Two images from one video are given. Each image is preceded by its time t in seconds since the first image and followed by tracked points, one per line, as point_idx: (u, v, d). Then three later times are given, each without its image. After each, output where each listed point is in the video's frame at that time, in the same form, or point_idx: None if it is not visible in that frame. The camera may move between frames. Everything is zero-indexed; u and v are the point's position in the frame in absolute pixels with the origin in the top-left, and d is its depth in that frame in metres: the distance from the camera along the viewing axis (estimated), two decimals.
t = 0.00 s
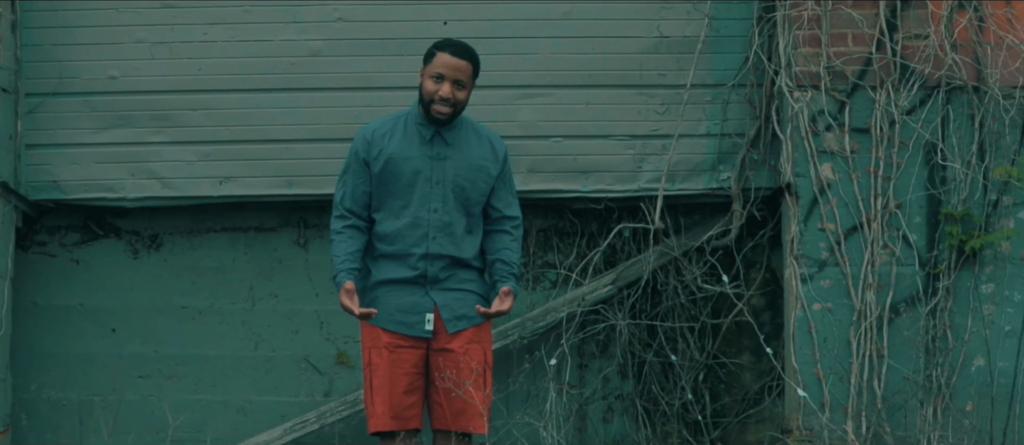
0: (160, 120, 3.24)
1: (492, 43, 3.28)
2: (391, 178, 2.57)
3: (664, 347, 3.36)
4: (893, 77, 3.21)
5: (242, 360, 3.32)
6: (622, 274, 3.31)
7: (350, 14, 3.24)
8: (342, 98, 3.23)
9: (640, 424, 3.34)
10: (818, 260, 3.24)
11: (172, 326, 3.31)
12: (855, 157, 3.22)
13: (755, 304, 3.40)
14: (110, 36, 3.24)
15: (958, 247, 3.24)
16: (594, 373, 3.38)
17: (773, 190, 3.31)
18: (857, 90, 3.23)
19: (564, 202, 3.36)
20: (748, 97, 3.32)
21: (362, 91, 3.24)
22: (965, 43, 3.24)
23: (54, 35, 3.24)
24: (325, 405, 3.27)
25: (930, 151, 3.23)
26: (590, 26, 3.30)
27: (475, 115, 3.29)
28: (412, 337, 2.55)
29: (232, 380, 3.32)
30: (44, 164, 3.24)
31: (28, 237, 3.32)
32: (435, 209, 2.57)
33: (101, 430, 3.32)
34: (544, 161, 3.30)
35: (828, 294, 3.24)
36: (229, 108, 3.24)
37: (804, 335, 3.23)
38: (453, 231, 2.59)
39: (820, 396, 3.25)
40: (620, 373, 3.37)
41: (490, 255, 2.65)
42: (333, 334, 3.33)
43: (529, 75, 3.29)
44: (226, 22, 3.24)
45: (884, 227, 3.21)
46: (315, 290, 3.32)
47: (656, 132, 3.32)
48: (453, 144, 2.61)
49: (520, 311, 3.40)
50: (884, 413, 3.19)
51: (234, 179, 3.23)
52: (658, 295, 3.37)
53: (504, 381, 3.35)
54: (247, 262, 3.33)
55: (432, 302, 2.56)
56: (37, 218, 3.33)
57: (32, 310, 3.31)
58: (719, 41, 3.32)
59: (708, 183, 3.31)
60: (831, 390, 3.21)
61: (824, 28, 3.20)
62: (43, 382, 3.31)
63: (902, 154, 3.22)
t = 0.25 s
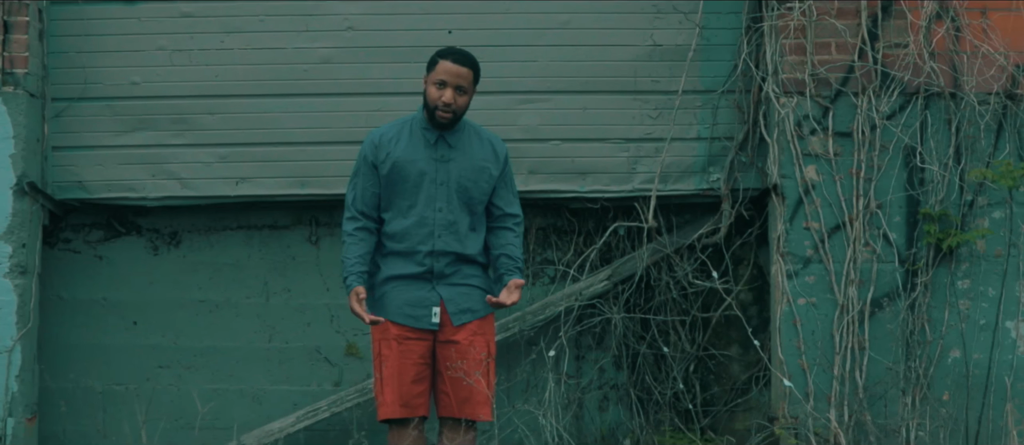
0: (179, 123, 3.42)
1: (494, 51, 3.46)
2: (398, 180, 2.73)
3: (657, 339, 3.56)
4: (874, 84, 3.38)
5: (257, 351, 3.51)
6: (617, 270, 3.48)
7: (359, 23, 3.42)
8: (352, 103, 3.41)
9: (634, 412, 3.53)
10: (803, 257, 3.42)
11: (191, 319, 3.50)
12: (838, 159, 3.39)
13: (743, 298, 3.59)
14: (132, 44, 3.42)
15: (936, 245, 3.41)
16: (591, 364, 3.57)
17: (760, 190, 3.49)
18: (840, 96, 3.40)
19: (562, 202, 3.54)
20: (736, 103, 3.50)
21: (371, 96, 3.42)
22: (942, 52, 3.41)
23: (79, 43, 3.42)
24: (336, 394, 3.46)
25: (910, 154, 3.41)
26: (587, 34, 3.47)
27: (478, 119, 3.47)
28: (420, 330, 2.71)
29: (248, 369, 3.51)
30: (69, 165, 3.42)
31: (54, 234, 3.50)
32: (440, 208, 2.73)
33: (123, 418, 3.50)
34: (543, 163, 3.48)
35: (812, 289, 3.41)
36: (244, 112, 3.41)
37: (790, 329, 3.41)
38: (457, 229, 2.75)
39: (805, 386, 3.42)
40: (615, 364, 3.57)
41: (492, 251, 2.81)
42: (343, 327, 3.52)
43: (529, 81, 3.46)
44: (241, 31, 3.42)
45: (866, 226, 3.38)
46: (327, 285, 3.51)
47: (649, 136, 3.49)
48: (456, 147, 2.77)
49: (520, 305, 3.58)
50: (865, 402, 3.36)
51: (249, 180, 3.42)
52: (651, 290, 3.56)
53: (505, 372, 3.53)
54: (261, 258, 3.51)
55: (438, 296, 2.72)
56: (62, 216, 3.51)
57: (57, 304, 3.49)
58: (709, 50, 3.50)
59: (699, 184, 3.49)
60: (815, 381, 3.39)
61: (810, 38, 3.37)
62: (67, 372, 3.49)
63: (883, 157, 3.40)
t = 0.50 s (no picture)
0: (198, 126, 3.61)
1: (496, 58, 3.65)
2: (405, 181, 2.90)
3: (649, 331, 3.76)
4: (855, 90, 3.58)
5: (271, 341, 3.71)
6: (612, 265, 3.70)
7: (368, 31, 3.61)
8: (361, 107, 3.61)
9: (628, 400, 3.74)
10: (788, 253, 3.60)
11: (208, 311, 3.70)
12: (822, 161, 3.58)
13: (732, 292, 3.79)
14: (153, 50, 3.61)
15: (914, 242, 3.60)
16: (587, 354, 3.78)
17: (747, 190, 3.69)
18: (823, 101, 3.60)
19: (560, 200, 3.73)
20: (725, 107, 3.69)
21: (379, 100, 3.61)
22: (920, 60, 3.61)
23: (104, 49, 3.61)
24: (346, 382, 3.66)
25: (889, 156, 3.61)
26: (584, 42, 3.67)
27: (480, 122, 3.66)
28: (427, 322, 2.88)
29: (262, 359, 3.71)
30: (94, 165, 3.62)
31: (79, 230, 3.70)
32: (445, 207, 2.91)
33: (144, 404, 3.70)
34: (542, 164, 3.67)
35: (796, 283, 3.60)
36: (260, 115, 3.61)
37: (776, 321, 3.60)
38: (461, 226, 2.92)
39: (790, 375, 3.61)
40: (610, 354, 3.77)
41: (495, 246, 2.98)
42: (353, 319, 3.72)
43: (529, 86, 3.66)
44: (257, 38, 3.61)
45: (847, 224, 3.58)
46: (337, 279, 3.71)
47: (643, 138, 3.69)
48: (459, 148, 2.95)
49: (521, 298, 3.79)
50: (846, 390, 3.54)
51: (264, 179, 3.61)
52: (644, 284, 3.76)
53: (506, 361, 3.75)
54: (275, 253, 3.71)
55: (445, 290, 2.89)
56: (87, 213, 3.71)
57: (82, 296, 3.68)
58: (699, 57, 3.70)
59: (689, 184, 3.69)
60: (799, 370, 3.58)
61: (795, 46, 3.57)
62: (91, 361, 3.69)
63: (864, 159, 3.60)
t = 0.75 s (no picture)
0: (217, 129, 3.82)
1: (499, 65, 3.86)
2: (413, 182, 3.10)
3: (643, 323, 3.99)
4: (838, 96, 3.79)
5: (285, 332, 3.92)
6: (608, 260, 3.90)
7: (378, 40, 3.82)
8: (371, 111, 3.82)
9: (622, 388, 3.98)
10: (774, 250, 3.81)
11: (226, 304, 3.91)
12: (806, 163, 3.80)
13: (721, 285, 4.00)
14: (175, 57, 3.82)
15: (892, 239, 3.81)
16: (584, 345, 4.01)
17: (735, 190, 3.91)
18: (807, 107, 3.81)
19: (559, 200, 3.95)
20: (715, 112, 3.91)
21: (388, 105, 3.82)
22: (899, 68, 3.82)
23: (128, 57, 3.83)
24: (356, 371, 3.88)
25: (870, 158, 3.82)
26: (581, 50, 3.88)
27: (484, 126, 3.87)
28: (435, 314, 3.08)
29: (277, 349, 3.92)
30: (118, 166, 3.83)
31: (104, 227, 3.91)
32: (451, 206, 3.10)
33: (165, 392, 3.91)
34: (542, 165, 3.89)
35: (782, 278, 3.81)
36: (275, 119, 3.82)
37: (763, 314, 3.81)
38: (466, 224, 3.12)
39: (776, 365, 3.81)
40: (606, 344, 4.00)
41: (498, 242, 3.18)
42: (363, 311, 3.93)
43: (530, 92, 3.87)
44: (273, 46, 3.82)
45: (831, 222, 3.78)
46: (348, 273, 3.92)
47: (637, 141, 3.90)
48: (463, 150, 3.14)
49: (522, 292, 4.01)
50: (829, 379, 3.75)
51: (279, 180, 3.82)
52: (638, 278, 3.99)
53: (508, 352, 3.96)
54: (290, 250, 3.92)
55: (451, 284, 3.09)
56: (111, 212, 3.92)
57: (107, 290, 3.89)
58: (691, 64, 3.91)
59: (681, 185, 3.91)
60: (784, 360, 3.79)
61: (781, 55, 3.78)
62: (116, 351, 3.90)
63: (846, 161, 3.80)
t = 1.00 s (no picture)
0: (235, 132, 4.05)
1: (501, 71, 4.10)
2: (422, 183, 3.31)
3: (637, 315, 4.24)
4: (821, 101, 4.02)
5: (300, 324, 4.17)
6: (604, 256, 4.16)
7: (388, 48, 4.06)
8: (382, 116, 4.05)
9: (618, 376, 4.22)
10: (761, 246, 4.04)
11: (244, 297, 4.15)
12: (790, 164, 4.03)
13: (710, 280, 4.23)
14: (195, 64, 4.05)
15: (872, 236, 4.04)
16: (582, 336, 4.25)
17: (724, 190, 4.15)
18: (792, 111, 4.04)
19: (558, 199, 4.18)
20: (705, 116, 4.15)
21: (397, 109, 4.06)
22: (878, 74, 4.05)
23: (151, 64, 4.05)
24: (367, 360, 4.12)
25: (850, 160, 4.05)
26: (579, 57, 4.11)
27: (487, 129, 4.10)
28: (443, 307, 3.30)
29: (293, 339, 4.17)
30: (142, 166, 4.06)
31: (128, 225, 4.14)
32: (457, 205, 3.32)
33: (187, 380, 4.15)
34: (542, 166, 4.12)
35: (768, 273, 4.04)
36: (291, 122, 4.05)
37: (750, 306, 4.04)
38: (471, 222, 3.32)
39: (762, 354, 4.04)
40: (602, 335, 4.24)
41: (502, 239, 3.39)
42: (373, 304, 4.18)
43: (531, 97, 4.10)
44: (288, 54, 4.06)
45: (814, 219, 4.02)
46: (359, 268, 4.17)
47: (632, 144, 4.13)
48: (468, 152, 3.35)
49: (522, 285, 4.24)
50: (813, 368, 3.98)
51: (294, 180, 4.04)
52: (633, 273, 4.23)
53: (509, 342, 4.19)
54: (304, 246, 4.17)
55: (458, 278, 3.30)
56: (135, 210, 4.15)
57: (131, 283, 4.12)
58: (682, 71, 4.15)
59: (673, 185, 4.14)
60: (771, 350, 4.01)
61: (767, 62, 4.01)
62: (139, 342, 4.13)
63: (827, 163, 4.04)
